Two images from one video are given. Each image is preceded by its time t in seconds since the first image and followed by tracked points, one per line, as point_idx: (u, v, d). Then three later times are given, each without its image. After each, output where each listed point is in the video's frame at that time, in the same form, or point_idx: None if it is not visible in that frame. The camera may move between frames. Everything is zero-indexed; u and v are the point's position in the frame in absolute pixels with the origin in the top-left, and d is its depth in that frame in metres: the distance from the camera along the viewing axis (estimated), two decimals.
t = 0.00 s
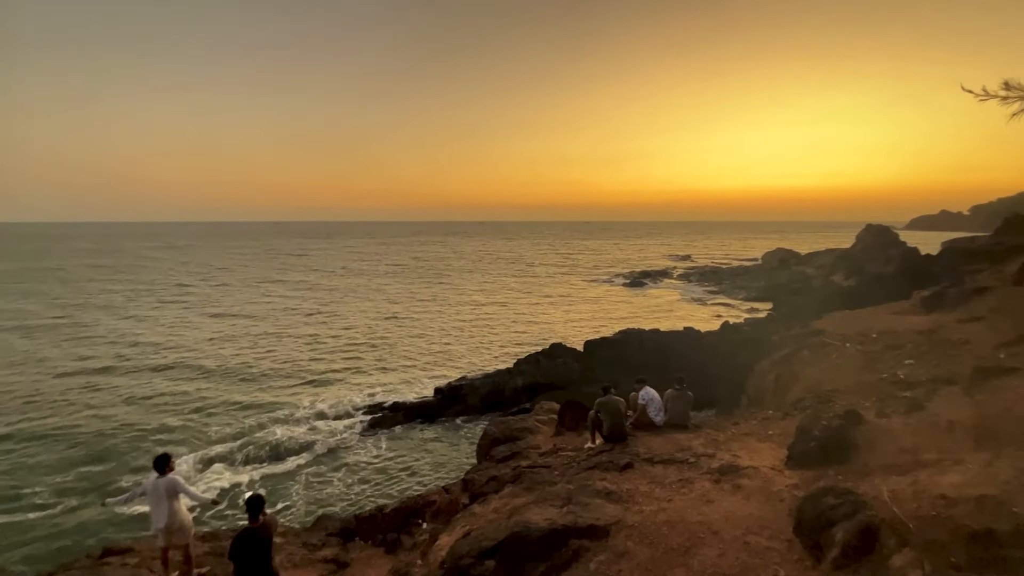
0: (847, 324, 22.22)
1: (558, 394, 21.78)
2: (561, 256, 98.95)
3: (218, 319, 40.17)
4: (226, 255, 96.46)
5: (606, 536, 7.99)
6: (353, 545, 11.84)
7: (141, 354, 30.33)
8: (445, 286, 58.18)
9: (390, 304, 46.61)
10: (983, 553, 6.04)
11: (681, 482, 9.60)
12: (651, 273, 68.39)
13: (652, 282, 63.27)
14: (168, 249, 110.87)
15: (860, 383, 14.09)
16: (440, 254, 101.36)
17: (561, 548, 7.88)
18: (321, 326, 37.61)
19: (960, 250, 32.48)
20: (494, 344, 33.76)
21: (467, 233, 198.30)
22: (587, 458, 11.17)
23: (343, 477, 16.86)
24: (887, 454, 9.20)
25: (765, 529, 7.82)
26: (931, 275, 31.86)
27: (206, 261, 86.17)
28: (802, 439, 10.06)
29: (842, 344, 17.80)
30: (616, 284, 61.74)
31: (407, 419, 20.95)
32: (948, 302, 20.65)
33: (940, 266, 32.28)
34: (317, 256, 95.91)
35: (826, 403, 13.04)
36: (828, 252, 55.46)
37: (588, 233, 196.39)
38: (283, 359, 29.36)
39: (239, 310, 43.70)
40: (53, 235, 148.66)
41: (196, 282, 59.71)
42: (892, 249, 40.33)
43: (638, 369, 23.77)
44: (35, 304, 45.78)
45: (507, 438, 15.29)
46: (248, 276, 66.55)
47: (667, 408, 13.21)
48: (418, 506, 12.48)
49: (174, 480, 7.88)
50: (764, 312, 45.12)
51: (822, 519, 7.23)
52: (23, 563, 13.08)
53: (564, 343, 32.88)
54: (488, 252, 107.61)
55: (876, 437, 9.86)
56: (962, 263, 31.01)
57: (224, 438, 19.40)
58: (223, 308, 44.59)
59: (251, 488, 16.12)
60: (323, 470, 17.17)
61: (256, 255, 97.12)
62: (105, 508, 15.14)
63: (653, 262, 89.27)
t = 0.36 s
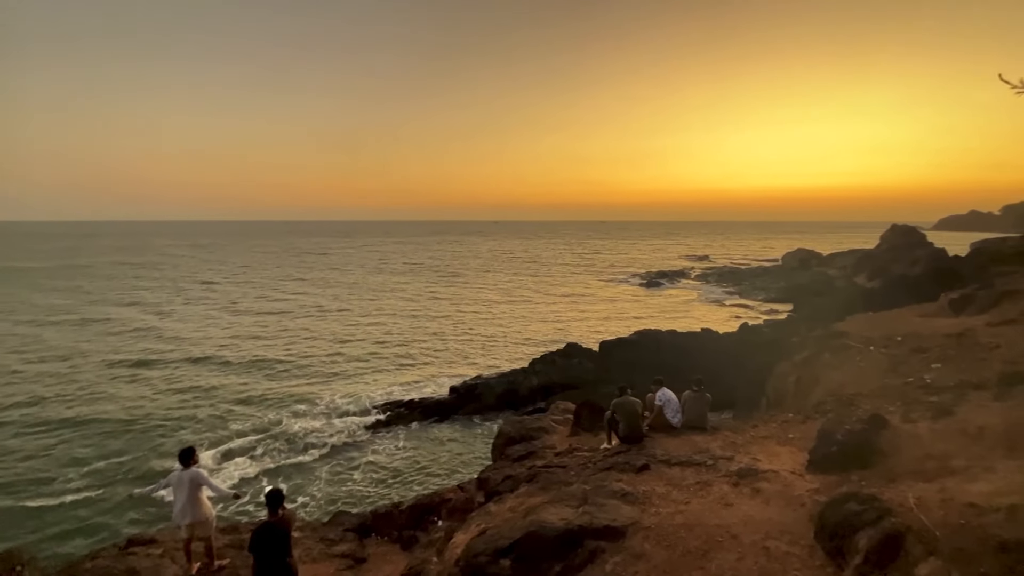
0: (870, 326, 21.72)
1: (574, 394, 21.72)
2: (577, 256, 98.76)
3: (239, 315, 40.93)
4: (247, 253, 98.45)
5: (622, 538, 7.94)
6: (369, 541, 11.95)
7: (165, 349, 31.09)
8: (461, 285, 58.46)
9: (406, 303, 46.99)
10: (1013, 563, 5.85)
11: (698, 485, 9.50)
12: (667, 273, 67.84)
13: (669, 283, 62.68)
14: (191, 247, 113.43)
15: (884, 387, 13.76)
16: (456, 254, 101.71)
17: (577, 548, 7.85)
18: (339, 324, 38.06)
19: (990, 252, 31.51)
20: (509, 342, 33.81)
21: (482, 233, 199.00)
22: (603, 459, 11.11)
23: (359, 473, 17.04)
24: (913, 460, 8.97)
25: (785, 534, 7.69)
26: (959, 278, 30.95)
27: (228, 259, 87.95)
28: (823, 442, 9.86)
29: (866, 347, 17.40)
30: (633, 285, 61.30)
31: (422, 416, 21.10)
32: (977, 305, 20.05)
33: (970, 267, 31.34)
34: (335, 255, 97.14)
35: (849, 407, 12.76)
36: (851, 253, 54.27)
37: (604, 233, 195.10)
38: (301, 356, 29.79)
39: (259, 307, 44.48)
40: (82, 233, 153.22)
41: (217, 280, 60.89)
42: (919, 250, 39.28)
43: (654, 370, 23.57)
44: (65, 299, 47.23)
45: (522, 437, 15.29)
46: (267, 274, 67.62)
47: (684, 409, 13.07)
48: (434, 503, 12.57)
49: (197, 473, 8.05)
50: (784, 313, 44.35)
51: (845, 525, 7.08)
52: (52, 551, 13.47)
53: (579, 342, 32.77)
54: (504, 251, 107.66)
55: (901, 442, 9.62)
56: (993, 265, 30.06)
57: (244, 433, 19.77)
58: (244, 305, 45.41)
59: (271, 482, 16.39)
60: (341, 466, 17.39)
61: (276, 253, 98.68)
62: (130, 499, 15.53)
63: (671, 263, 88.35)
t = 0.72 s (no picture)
0: (894, 330, 21.22)
1: (589, 395, 21.63)
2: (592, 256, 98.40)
3: (259, 312, 41.63)
4: (267, 251, 100.33)
5: (638, 540, 7.88)
6: (385, 537, 12.02)
7: (187, 344, 31.77)
8: (476, 284, 58.67)
9: (422, 301, 47.30)
10: None
11: (716, 488, 9.38)
12: (684, 273, 67.18)
13: (685, 283, 62.09)
14: (215, 244, 115.97)
15: (909, 392, 13.43)
16: (471, 253, 102.09)
17: (592, 549, 7.80)
18: (355, 321, 38.48)
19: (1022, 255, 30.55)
20: (524, 342, 33.81)
21: (498, 232, 199.48)
22: (618, 461, 11.03)
23: (375, 469, 17.19)
24: (940, 467, 8.73)
25: (805, 540, 7.55)
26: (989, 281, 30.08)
27: (249, 256, 89.52)
28: (845, 448, 9.66)
29: (890, 351, 17.00)
30: (649, 285, 60.87)
31: (438, 414, 21.20)
32: (1008, 309, 19.46)
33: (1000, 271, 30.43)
34: (352, 253, 98.21)
35: (872, 412, 12.48)
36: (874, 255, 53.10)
37: (620, 233, 193.90)
38: (319, 352, 30.21)
39: (278, 304, 45.19)
40: (109, 231, 157.51)
41: (238, 277, 62.04)
42: (946, 252, 38.29)
43: (670, 371, 23.36)
44: (92, 294, 48.60)
45: (537, 436, 15.26)
46: (286, 271, 68.66)
47: (701, 412, 12.91)
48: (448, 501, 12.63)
49: (218, 467, 8.22)
50: (804, 316, 43.61)
51: (868, 533, 6.92)
52: (78, 541, 13.85)
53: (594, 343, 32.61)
54: (519, 251, 107.61)
55: (927, 449, 9.38)
56: None
57: (263, 427, 20.10)
58: (263, 301, 46.20)
59: (289, 476, 16.63)
60: (357, 462, 17.56)
61: (294, 251, 100.10)
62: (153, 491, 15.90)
63: (688, 263, 87.51)
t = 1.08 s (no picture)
0: (921, 335, 20.64)
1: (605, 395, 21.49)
2: (609, 256, 97.73)
3: (278, 308, 42.22)
4: (287, 248, 101.78)
5: (654, 543, 7.81)
6: (400, 532, 12.08)
7: (209, 338, 32.39)
8: (492, 283, 58.76)
9: (438, 300, 47.44)
10: None
11: (734, 493, 9.24)
12: (703, 275, 66.30)
13: (704, 285, 61.23)
14: (236, 241, 117.88)
15: (936, 398, 13.07)
16: (488, 252, 102.09)
17: (607, 551, 7.75)
18: (372, 318, 38.81)
19: None
20: (540, 341, 33.74)
21: (515, 232, 199.34)
22: (635, 462, 10.95)
23: (392, 464, 17.33)
24: (970, 477, 8.47)
25: (827, 548, 7.39)
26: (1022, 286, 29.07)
27: (269, 254, 90.69)
28: (870, 454, 9.42)
29: (916, 357, 16.55)
30: (667, 286, 60.15)
31: (453, 412, 21.29)
32: None
33: None
34: (370, 251, 98.87)
35: (897, 419, 12.18)
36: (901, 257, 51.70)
37: (638, 233, 192.07)
38: (336, 348, 30.54)
39: (297, 301, 45.77)
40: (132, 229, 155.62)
41: (258, 274, 62.91)
42: (977, 256, 37.10)
43: (687, 373, 23.08)
44: (118, 289, 49.72)
45: (552, 436, 15.22)
46: (305, 269, 69.39)
47: (719, 415, 12.73)
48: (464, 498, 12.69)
49: (239, 459, 8.39)
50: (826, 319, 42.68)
51: (893, 542, 6.75)
52: (104, 530, 14.24)
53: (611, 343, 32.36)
54: (536, 250, 107.39)
55: (955, 457, 9.11)
56: None
57: (282, 421, 20.41)
58: (283, 298, 46.88)
59: (307, 470, 16.85)
60: (374, 457, 17.72)
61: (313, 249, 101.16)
62: (174, 482, 16.25)
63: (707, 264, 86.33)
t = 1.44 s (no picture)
0: (954, 341, 19.99)
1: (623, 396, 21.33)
2: (629, 256, 97.06)
3: (300, 304, 42.79)
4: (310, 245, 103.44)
5: (672, 547, 7.72)
6: (418, 528, 12.17)
7: (233, 332, 33.03)
8: (511, 282, 58.89)
9: (457, 298, 47.48)
10: None
11: (756, 498, 9.09)
12: (724, 276, 65.35)
13: (726, 286, 60.18)
14: (261, 238, 120.16)
15: (969, 406, 12.64)
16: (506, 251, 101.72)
17: (625, 553, 7.69)
18: (392, 316, 39.11)
19: None
20: (558, 341, 33.65)
21: (534, 231, 198.67)
22: (653, 465, 10.84)
23: (410, 460, 17.49)
24: (1004, 489, 8.19)
25: (852, 557, 7.21)
26: None
27: (291, 251, 91.84)
28: (898, 463, 9.17)
29: (948, 364, 16.03)
30: (688, 287, 59.25)
31: (471, 410, 21.37)
32: None
33: None
34: (389, 249, 99.44)
35: (927, 427, 11.82)
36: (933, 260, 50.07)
37: (658, 233, 189.68)
38: (356, 344, 30.86)
39: (318, 297, 46.30)
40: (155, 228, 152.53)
41: (280, 271, 63.75)
42: (1014, 259, 35.74)
43: (708, 376, 22.75)
44: (146, 283, 50.93)
45: (570, 436, 15.17)
46: (325, 266, 70.09)
47: (741, 418, 12.51)
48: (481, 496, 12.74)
49: (262, 453, 8.55)
50: (853, 323, 41.60)
51: (922, 553, 6.56)
52: (132, 516, 14.68)
53: (630, 344, 32.02)
54: (554, 250, 106.76)
55: (989, 468, 8.81)
56: None
57: (303, 415, 20.75)
58: (305, 294, 47.69)
59: (328, 463, 17.10)
60: (392, 453, 17.87)
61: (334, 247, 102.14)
62: (199, 472, 16.66)
63: (729, 266, 84.84)
